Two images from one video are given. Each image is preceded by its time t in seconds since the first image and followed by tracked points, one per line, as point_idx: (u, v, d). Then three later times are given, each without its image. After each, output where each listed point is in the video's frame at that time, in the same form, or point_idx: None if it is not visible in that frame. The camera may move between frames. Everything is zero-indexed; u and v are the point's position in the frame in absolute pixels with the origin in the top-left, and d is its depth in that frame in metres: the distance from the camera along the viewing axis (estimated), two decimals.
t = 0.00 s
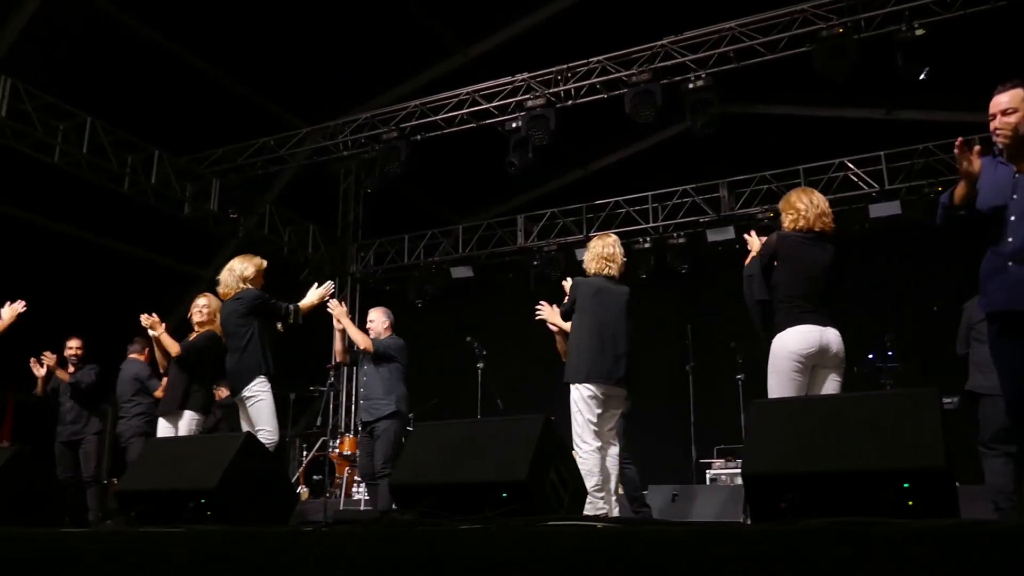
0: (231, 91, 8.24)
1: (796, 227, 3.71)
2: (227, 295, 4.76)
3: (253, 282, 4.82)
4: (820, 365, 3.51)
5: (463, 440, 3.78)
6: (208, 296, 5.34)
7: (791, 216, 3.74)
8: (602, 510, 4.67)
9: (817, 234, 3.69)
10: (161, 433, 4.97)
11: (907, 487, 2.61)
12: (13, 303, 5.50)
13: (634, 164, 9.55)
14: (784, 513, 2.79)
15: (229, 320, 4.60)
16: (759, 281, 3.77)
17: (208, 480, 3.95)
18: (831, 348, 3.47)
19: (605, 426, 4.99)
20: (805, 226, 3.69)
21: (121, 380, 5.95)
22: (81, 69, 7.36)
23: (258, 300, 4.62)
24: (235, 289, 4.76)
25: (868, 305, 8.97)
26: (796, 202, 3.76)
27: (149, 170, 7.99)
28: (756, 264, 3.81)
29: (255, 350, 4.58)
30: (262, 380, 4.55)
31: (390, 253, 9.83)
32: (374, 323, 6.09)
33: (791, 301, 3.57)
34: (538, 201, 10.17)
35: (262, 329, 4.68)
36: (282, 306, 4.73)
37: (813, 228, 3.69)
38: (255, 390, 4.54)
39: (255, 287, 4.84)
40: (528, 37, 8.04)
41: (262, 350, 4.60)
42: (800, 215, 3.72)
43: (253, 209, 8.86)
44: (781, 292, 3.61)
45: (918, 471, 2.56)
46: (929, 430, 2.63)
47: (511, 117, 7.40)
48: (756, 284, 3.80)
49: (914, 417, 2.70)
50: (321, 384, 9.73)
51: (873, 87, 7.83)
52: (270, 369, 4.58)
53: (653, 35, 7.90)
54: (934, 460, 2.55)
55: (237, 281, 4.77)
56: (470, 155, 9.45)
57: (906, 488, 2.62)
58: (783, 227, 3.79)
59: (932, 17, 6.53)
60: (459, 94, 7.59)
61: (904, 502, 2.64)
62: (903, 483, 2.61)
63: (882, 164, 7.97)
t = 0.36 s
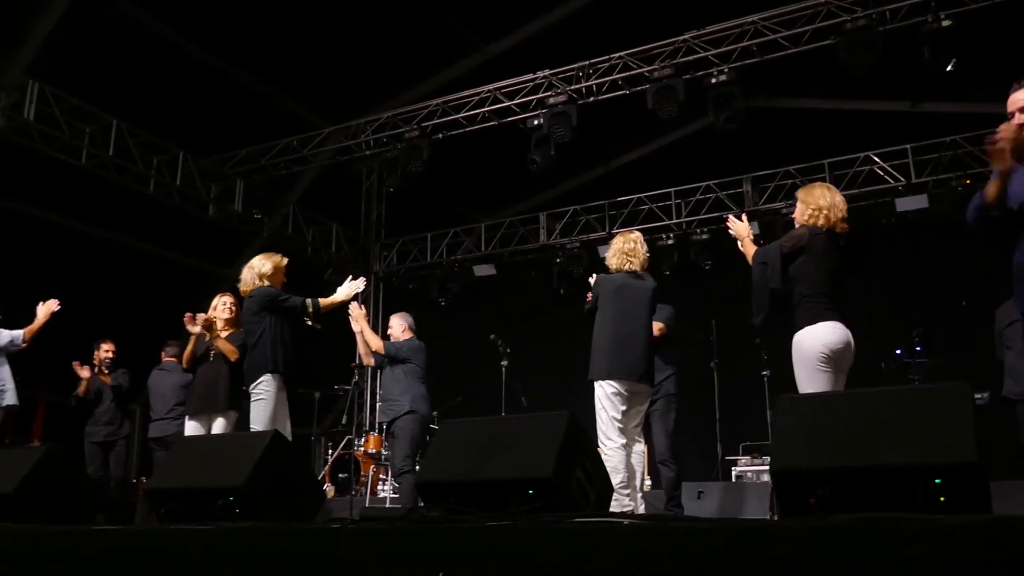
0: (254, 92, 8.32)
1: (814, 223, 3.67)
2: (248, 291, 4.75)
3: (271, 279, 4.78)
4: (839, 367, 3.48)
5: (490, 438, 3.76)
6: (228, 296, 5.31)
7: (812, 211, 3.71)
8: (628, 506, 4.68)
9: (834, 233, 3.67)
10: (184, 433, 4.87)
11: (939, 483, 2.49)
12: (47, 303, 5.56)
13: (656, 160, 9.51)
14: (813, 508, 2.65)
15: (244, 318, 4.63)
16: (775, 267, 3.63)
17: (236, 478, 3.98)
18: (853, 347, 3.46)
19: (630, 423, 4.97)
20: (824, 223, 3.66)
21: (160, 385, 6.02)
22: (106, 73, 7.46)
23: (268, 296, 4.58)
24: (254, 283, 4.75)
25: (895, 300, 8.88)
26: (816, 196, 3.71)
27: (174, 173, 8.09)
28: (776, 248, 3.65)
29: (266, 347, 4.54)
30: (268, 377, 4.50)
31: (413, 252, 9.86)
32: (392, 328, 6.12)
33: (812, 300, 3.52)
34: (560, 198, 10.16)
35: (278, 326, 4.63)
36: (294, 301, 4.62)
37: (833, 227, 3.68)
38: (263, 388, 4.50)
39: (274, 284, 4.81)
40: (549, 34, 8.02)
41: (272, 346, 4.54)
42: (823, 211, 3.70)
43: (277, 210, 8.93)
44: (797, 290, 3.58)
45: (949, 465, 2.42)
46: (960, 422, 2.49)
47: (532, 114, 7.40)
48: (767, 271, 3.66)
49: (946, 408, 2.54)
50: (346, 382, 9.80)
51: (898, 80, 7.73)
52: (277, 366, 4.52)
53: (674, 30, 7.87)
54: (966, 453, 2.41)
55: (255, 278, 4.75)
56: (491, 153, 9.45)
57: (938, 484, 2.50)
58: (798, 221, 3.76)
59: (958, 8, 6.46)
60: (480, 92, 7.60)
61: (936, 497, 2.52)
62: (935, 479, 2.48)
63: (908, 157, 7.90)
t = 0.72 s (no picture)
0: (280, 91, 8.39)
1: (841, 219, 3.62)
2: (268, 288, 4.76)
3: (292, 275, 4.79)
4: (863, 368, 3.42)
5: (518, 431, 3.74)
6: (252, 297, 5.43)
7: (840, 207, 3.64)
8: (656, 501, 4.66)
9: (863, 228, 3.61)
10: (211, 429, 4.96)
11: (973, 477, 2.39)
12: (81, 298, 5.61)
13: (681, 154, 9.46)
14: (845, 504, 2.58)
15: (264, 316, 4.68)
16: (814, 254, 3.57)
17: (268, 473, 4.02)
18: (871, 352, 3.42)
19: (657, 418, 4.94)
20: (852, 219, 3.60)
21: (197, 387, 6.13)
22: (134, 74, 7.55)
23: (286, 292, 4.60)
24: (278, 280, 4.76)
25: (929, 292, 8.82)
26: (840, 193, 3.67)
27: (202, 173, 8.18)
28: (817, 236, 3.61)
29: (285, 342, 4.57)
30: (288, 372, 4.53)
31: (439, 248, 9.92)
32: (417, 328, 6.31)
33: (837, 291, 3.50)
34: (585, 193, 10.14)
35: (298, 321, 4.64)
36: (312, 298, 4.60)
37: (863, 222, 3.60)
38: (286, 384, 4.50)
39: (295, 280, 4.82)
40: (572, 29, 8.02)
41: (290, 340, 4.57)
42: (852, 205, 3.63)
43: (303, 208, 9.01)
44: (835, 281, 3.50)
45: (980, 460, 2.34)
46: (991, 416, 2.39)
47: (556, 110, 7.39)
48: (807, 258, 3.62)
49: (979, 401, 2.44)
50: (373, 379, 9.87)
51: (928, 70, 7.61)
52: (295, 361, 4.53)
53: (699, 24, 7.82)
54: (996, 448, 2.33)
55: (276, 274, 4.77)
56: (516, 149, 9.47)
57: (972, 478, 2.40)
58: (825, 218, 3.70)
59: None
60: (504, 88, 7.61)
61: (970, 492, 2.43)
62: (967, 472, 2.38)
63: (938, 148, 7.80)
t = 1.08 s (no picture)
0: (308, 91, 8.46)
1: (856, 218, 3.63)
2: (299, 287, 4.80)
3: (323, 273, 4.82)
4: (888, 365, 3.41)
5: (547, 428, 3.73)
6: (268, 297, 5.62)
7: (854, 207, 3.65)
8: (688, 497, 4.64)
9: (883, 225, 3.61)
10: (235, 427, 5.07)
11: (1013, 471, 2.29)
12: (114, 297, 5.60)
13: (708, 148, 9.40)
14: (881, 498, 2.47)
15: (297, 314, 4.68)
16: (828, 247, 3.54)
17: (300, 470, 4.05)
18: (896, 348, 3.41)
19: (687, 413, 4.90)
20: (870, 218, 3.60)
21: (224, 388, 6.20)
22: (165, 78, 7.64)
23: (320, 291, 4.61)
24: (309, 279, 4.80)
25: (964, 284, 8.71)
26: (856, 192, 3.66)
27: (231, 172, 8.27)
28: (832, 227, 3.58)
29: (319, 339, 4.59)
30: (322, 370, 4.56)
31: (467, 245, 9.96)
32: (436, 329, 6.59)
33: (851, 279, 3.48)
34: (611, 188, 10.11)
35: (331, 318, 4.66)
36: (347, 296, 4.63)
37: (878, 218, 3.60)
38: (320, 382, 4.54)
39: (324, 277, 4.84)
40: (598, 24, 7.99)
41: (324, 338, 4.59)
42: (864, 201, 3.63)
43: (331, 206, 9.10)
44: (847, 275, 3.49)
45: (1004, 453, 2.26)
46: None
47: (583, 104, 7.38)
48: (820, 250, 3.58)
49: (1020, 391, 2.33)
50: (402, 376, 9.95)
51: (962, 59, 7.48)
52: (329, 359, 4.58)
53: (726, 15, 7.75)
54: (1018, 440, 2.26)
55: (305, 272, 4.80)
56: (543, 144, 9.48)
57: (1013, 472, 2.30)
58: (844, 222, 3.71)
59: None
60: (531, 84, 7.61)
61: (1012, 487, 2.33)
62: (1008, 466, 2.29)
63: (973, 138, 7.69)
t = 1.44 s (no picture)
0: (326, 88, 8.50)
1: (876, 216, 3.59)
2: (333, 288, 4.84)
3: (355, 273, 4.87)
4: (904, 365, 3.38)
5: (563, 425, 3.70)
6: (284, 293, 5.66)
7: (874, 209, 3.61)
8: (710, 491, 4.61)
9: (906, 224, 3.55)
10: (254, 424, 5.10)
11: None
12: (140, 296, 5.60)
13: (728, 142, 9.34)
14: (905, 491, 2.48)
15: (334, 314, 4.72)
16: (850, 249, 3.51)
17: (322, 465, 4.07)
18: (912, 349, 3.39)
19: (707, 407, 4.85)
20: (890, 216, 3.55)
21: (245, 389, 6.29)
22: (184, 78, 7.71)
23: (355, 291, 4.65)
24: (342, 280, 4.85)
25: (987, 275, 8.63)
26: (876, 193, 3.63)
27: (251, 170, 8.33)
28: (853, 228, 3.54)
29: (354, 338, 4.63)
30: (357, 369, 4.59)
31: (485, 241, 9.99)
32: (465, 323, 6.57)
33: (874, 277, 3.44)
34: (631, 181, 10.07)
35: (367, 318, 4.69)
36: (381, 295, 4.65)
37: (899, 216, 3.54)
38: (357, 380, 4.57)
39: (357, 278, 4.88)
40: (615, 17, 7.97)
41: (360, 337, 4.63)
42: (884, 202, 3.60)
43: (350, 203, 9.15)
44: (868, 275, 3.46)
45: (1019, 447, 2.24)
46: None
47: (601, 99, 7.36)
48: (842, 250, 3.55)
49: None
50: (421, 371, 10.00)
51: (986, 49, 7.37)
52: (365, 359, 4.60)
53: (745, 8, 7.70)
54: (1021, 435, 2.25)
55: (337, 274, 4.85)
56: (561, 139, 9.47)
57: None
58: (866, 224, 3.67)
59: None
60: (548, 79, 7.61)
61: None
62: None
63: (997, 127, 7.61)
